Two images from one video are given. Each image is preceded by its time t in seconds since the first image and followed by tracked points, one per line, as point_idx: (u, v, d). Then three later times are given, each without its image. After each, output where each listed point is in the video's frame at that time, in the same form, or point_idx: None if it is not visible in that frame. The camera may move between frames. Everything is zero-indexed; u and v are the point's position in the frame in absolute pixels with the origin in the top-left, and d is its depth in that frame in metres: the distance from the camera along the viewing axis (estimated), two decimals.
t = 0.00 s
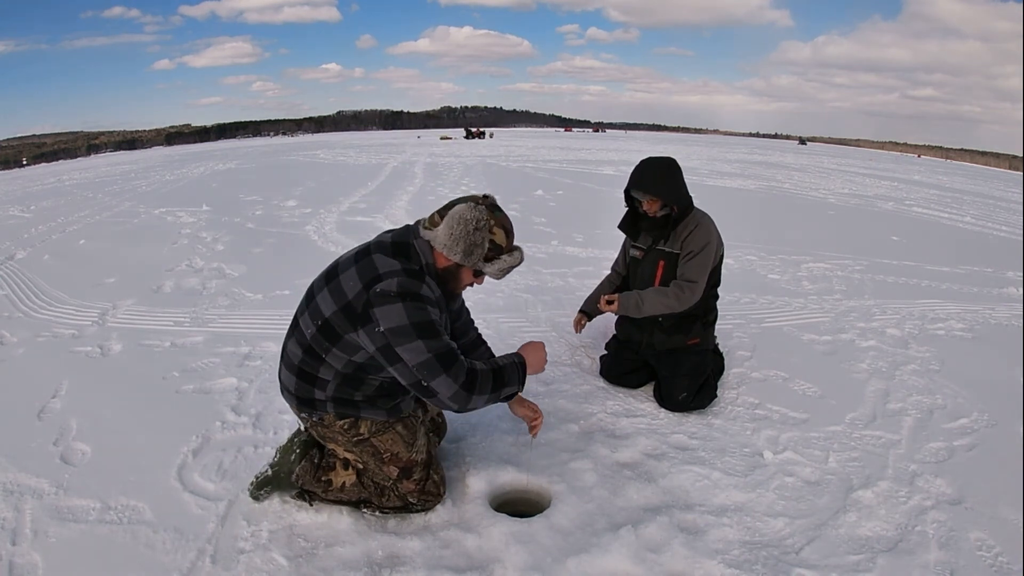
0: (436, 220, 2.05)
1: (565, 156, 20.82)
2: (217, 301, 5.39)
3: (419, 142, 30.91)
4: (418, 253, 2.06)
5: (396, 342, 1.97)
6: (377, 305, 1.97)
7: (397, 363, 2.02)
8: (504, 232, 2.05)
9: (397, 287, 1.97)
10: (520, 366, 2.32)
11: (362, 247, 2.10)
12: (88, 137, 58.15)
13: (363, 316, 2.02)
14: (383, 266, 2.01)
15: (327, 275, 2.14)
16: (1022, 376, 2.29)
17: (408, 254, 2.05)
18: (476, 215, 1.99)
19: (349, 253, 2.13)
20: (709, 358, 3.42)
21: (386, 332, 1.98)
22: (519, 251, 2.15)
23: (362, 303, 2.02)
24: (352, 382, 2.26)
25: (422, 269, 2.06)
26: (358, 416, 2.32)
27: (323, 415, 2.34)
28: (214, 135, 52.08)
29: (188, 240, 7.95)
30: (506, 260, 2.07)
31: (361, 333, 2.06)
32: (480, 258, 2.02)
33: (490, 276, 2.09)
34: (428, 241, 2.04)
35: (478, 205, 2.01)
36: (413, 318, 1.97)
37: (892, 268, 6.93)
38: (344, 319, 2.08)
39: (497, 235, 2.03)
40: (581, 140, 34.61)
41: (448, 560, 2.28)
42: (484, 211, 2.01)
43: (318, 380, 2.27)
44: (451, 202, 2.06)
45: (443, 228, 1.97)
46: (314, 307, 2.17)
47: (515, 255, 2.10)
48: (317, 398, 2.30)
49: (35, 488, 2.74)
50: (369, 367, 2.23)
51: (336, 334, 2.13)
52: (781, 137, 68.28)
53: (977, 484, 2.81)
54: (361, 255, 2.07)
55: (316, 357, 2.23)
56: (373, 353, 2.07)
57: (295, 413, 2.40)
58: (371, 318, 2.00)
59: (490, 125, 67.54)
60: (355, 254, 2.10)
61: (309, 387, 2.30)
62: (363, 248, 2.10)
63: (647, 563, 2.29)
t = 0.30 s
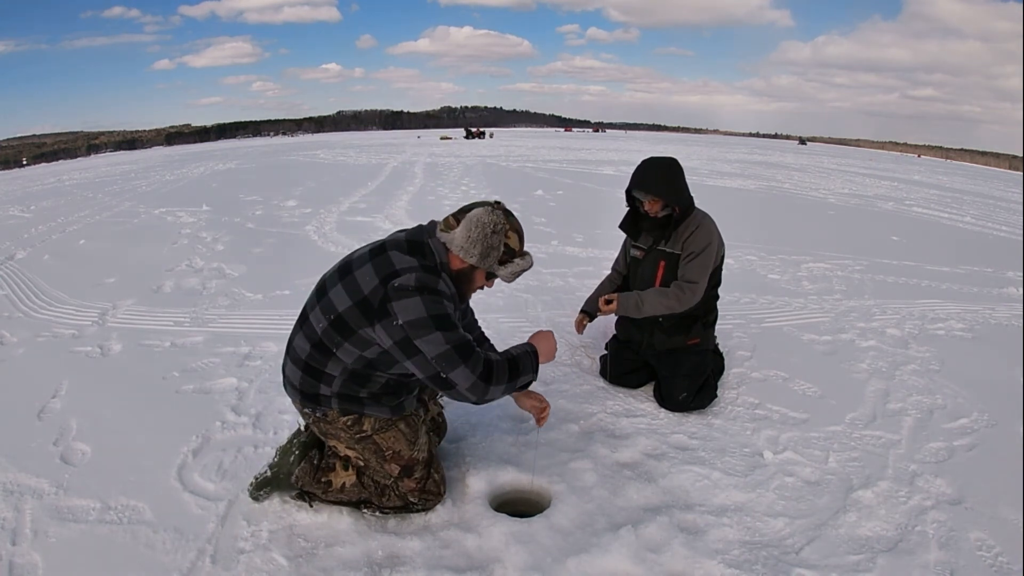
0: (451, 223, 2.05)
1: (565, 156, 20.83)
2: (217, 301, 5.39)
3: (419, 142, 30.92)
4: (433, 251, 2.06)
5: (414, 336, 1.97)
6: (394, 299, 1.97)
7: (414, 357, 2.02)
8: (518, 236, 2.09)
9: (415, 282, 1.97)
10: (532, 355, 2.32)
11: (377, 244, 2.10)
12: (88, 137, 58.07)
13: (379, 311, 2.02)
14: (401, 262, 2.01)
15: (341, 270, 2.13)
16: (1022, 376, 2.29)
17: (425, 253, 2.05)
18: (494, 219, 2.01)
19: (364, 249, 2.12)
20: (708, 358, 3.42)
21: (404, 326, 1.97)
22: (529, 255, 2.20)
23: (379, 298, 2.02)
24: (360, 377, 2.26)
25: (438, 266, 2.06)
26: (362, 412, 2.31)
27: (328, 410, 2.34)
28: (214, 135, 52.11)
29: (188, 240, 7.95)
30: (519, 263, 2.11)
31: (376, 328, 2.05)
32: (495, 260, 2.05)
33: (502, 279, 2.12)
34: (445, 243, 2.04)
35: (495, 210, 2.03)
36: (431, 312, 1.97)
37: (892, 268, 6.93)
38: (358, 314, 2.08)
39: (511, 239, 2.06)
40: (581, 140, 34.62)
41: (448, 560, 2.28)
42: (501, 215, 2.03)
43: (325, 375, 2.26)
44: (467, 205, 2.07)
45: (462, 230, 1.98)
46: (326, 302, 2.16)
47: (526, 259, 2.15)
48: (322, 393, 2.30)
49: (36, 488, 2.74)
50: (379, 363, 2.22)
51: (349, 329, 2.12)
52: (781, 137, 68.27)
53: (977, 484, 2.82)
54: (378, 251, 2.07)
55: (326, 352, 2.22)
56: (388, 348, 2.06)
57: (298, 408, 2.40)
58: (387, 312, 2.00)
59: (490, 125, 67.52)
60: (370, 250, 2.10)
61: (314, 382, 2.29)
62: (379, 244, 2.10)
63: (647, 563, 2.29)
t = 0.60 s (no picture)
0: (458, 228, 2.04)
1: (565, 156, 20.84)
2: (217, 301, 5.39)
3: (419, 142, 30.94)
4: (438, 254, 2.05)
5: (414, 339, 1.96)
6: (396, 301, 1.97)
7: (413, 359, 2.01)
8: (525, 244, 2.06)
9: (418, 284, 1.96)
10: (531, 353, 2.31)
11: (382, 245, 2.10)
12: (88, 137, 58.09)
13: (381, 313, 2.01)
14: (404, 264, 2.00)
15: (345, 270, 2.13)
16: (1022, 376, 2.28)
17: (429, 255, 2.05)
18: (500, 226, 1.99)
19: (369, 250, 2.12)
20: (708, 358, 3.42)
21: (405, 328, 1.97)
22: (537, 263, 2.16)
23: (381, 299, 2.01)
24: (361, 378, 2.26)
25: (442, 269, 2.05)
26: (363, 413, 2.32)
27: (328, 410, 2.34)
28: (214, 135, 52.12)
29: (188, 240, 7.95)
30: (526, 271, 2.08)
31: (377, 330, 2.05)
32: (501, 268, 2.03)
33: (507, 286, 2.10)
34: (451, 248, 2.04)
35: (502, 217, 2.02)
36: (432, 315, 1.96)
37: (892, 268, 6.93)
38: (360, 315, 2.07)
39: (518, 247, 2.04)
40: (581, 140, 34.64)
41: (448, 560, 2.28)
42: (508, 222, 2.01)
43: (326, 375, 2.26)
44: (475, 211, 2.06)
45: (468, 236, 1.97)
46: (329, 302, 2.16)
47: (533, 267, 2.11)
48: (324, 393, 2.30)
49: (35, 488, 2.74)
50: (381, 364, 2.22)
51: (351, 329, 2.12)
52: (781, 137, 68.26)
53: (977, 484, 2.82)
54: (381, 252, 2.07)
55: (327, 352, 2.22)
56: (388, 350, 2.05)
57: (299, 407, 2.40)
58: (389, 314, 1.99)
59: (490, 126, 67.52)
60: (375, 251, 2.09)
61: (316, 382, 2.29)
62: (383, 246, 2.09)
63: (647, 563, 2.29)
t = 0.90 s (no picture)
0: (456, 237, 1.99)
1: (565, 155, 20.85)
2: (217, 301, 5.39)
3: (419, 142, 30.94)
4: (434, 262, 2.04)
5: (403, 347, 1.93)
6: (387, 307, 1.95)
7: (404, 367, 1.98)
8: (526, 256, 2.00)
9: (409, 291, 1.95)
10: (532, 354, 2.19)
11: (378, 251, 2.10)
12: (88, 137, 58.07)
13: (373, 319, 2.01)
14: (398, 271, 2.00)
15: (341, 275, 2.13)
16: (1022, 377, 2.28)
17: (424, 262, 2.04)
18: (499, 238, 1.93)
19: (365, 255, 2.13)
20: (708, 358, 3.42)
21: (394, 335, 1.94)
22: (539, 274, 2.10)
23: (374, 306, 2.01)
24: (357, 384, 2.25)
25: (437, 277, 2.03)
26: (361, 417, 2.31)
27: (326, 413, 2.35)
28: (214, 135, 52.14)
29: (188, 240, 7.95)
30: (526, 284, 2.03)
31: (370, 337, 2.04)
32: (499, 281, 1.98)
33: (506, 298, 2.04)
34: (449, 258, 2.00)
35: (502, 227, 1.95)
36: (423, 322, 1.94)
37: (892, 268, 6.93)
38: (354, 321, 2.07)
39: (518, 259, 1.98)
40: (581, 141, 34.66)
41: (448, 560, 2.28)
42: (508, 234, 1.95)
43: (322, 379, 2.27)
44: (475, 219, 2.00)
45: (465, 247, 1.92)
46: (325, 307, 2.16)
47: (534, 279, 2.05)
48: (321, 397, 2.30)
49: (35, 488, 2.74)
50: (376, 370, 2.21)
51: (345, 335, 2.12)
52: (781, 137, 68.30)
53: (977, 484, 2.82)
54: (377, 259, 2.07)
55: (323, 357, 2.22)
56: (380, 357, 2.04)
57: (298, 410, 2.41)
58: (380, 321, 1.98)
59: (490, 126, 67.51)
60: (371, 258, 2.10)
61: (313, 386, 2.30)
62: (379, 252, 2.09)
63: (647, 563, 2.29)
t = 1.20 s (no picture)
0: (452, 240, 1.99)
1: (565, 155, 20.86)
2: (217, 301, 5.39)
3: (418, 142, 30.96)
4: (428, 263, 2.05)
5: (395, 347, 1.92)
6: (379, 309, 1.95)
7: (397, 367, 1.96)
8: (523, 258, 1.99)
9: (401, 292, 1.95)
10: (528, 345, 2.11)
11: (372, 253, 2.10)
12: (88, 137, 58.12)
13: (366, 321, 2.00)
14: (390, 272, 2.00)
15: (336, 278, 2.14)
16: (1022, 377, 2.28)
17: (417, 263, 2.04)
18: (495, 241, 1.92)
19: (359, 258, 2.13)
20: (708, 358, 3.42)
21: (387, 336, 1.93)
22: (537, 276, 2.09)
23: (366, 307, 2.01)
24: (355, 385, 2.25)
25: (430, 277, 2.03)
26: (360, 418, 2.31)
27: (325, 414, 2.35)
28: (214, 135, 52.16)
29: (188, 240, 7.95)
30: (523, 286, 2.02)
31: (364, 338, 2.03)
32: (496, 284, 1.97)
33: (503, 301, 2.04)
34: (445, 261, 1.99)
35: (498, 230, 1.94)
36: (415, 321, 1.93)
37: (892, 268, 6.93)
38: (348, 323, 2.07)
39: (515, 262, 1.97)
40: (581, 141, 34.66)
41: (448, 560, 2.28)
42: (504, 236, 1.94)
43: (321, 381, 2.27)
44: (471, 221, 1.99)
45: (460, 250, 1.92)
46: (321, 310, 2.17)
47: (532, 282, 2.04)
48: (321, 399, 2.31)
49: (35, 488, 2.74)
50: (374, 372, 2.21)
51: (340, 337, 2.12)
52: (782, 137, 68.27)
53: (977, 484, 2.82)
54: (370, 261, 2.07)
55: (320, 360, 2.22)
56: (375, 358, 2.03)
57: (298, 412, 2.41)
58: (373, 323, 1.97)
59: (490, 126, 67.51)
60: (364, 260, 2.10)
61: (312, 389, 2.30)
62: (373, 254, 2.10)
63: (647, 563, 2.29)
